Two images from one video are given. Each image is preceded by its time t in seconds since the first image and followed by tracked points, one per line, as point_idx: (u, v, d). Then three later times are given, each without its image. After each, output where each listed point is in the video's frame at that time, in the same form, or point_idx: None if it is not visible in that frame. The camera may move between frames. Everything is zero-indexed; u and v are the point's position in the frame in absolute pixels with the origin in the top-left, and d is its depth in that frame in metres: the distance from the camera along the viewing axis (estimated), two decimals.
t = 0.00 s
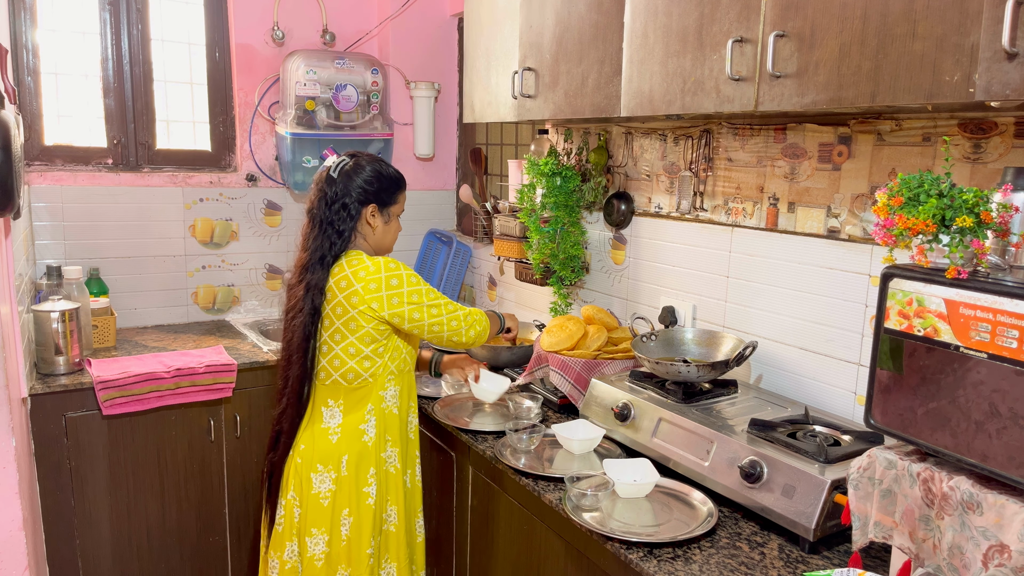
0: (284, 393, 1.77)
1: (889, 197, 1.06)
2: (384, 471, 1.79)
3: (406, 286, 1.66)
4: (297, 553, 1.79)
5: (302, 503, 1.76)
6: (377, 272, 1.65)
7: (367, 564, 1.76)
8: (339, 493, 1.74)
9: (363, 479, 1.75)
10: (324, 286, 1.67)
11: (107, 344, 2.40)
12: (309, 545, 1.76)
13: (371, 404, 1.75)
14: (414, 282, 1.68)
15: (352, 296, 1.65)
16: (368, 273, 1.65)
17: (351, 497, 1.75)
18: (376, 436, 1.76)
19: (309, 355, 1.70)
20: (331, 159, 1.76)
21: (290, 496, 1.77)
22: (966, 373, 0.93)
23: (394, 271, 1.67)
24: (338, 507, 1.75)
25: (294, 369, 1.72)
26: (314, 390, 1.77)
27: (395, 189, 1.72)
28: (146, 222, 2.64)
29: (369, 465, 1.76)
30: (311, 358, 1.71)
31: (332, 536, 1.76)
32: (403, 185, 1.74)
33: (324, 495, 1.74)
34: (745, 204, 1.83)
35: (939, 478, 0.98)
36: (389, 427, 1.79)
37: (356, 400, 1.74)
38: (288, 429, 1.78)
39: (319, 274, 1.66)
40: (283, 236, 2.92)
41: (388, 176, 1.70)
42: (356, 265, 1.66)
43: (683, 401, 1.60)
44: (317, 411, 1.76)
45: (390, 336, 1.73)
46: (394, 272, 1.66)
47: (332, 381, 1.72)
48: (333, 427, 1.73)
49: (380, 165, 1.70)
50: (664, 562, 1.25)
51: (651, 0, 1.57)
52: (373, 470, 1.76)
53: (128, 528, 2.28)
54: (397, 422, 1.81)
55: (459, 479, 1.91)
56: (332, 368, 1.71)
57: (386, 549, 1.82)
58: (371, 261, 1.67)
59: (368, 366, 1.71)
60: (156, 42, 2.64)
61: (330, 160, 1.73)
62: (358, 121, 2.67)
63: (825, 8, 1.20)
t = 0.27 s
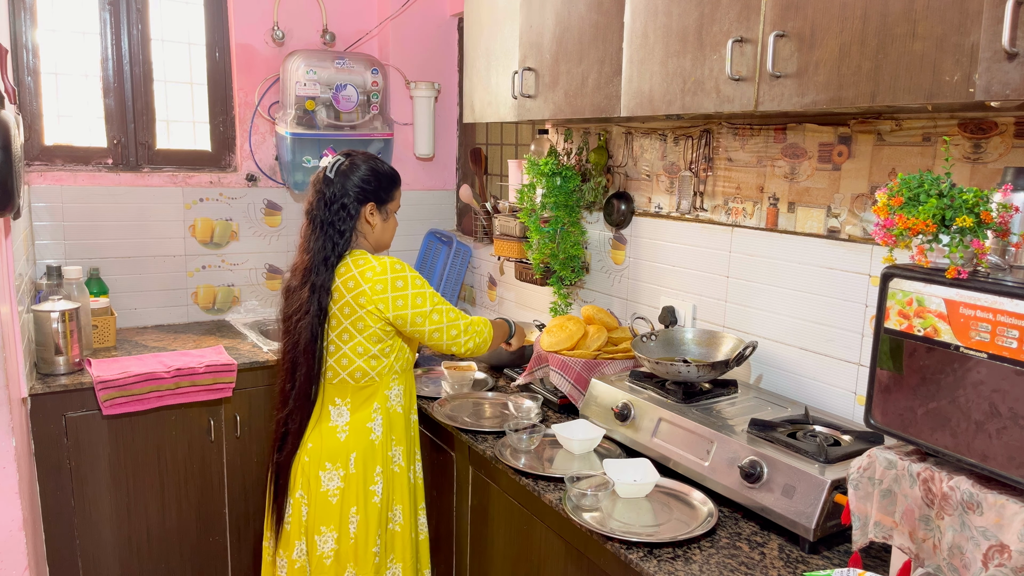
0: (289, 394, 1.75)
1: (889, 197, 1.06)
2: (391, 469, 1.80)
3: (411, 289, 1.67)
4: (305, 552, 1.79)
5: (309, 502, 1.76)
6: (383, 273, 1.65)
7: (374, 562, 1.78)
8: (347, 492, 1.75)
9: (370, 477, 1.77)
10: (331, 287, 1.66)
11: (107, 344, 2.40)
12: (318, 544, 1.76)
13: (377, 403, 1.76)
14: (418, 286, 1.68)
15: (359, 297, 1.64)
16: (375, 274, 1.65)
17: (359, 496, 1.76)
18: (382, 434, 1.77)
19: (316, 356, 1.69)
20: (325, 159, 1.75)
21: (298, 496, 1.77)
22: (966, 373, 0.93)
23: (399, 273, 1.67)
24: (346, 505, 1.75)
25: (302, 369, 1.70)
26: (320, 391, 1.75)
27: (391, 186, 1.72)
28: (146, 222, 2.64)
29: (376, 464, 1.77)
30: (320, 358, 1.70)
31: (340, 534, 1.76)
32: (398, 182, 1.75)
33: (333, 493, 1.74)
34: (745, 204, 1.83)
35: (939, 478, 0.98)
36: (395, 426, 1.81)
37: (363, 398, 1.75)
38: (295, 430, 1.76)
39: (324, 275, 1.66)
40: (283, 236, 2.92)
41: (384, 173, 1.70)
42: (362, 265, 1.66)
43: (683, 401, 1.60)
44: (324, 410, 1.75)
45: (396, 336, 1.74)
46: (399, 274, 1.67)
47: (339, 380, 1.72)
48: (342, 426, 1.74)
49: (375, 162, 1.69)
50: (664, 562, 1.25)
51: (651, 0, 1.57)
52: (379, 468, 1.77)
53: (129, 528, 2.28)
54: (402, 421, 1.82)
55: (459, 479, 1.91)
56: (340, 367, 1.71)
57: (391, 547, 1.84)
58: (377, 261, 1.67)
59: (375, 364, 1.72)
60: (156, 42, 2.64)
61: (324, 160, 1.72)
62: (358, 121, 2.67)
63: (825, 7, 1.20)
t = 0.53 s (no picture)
0: (287, 393, 1.76)
1: (889, 197, 1.06)
2: (389, 464, 1.80)
3: (398, 285, 1.65)
4: (307, 546, 1.80)
5: (308, 496, 1.76)
6: (370, 270, 1.64)
7: (375, 556, 1.78)
8: (345, 486, 1.74)
9: (368, 471, 1.76)
10: (320, 286, 1.66)
11: (108, 344, 2.40)
12: (318, 538, 1.76)
13: (372, 398, 1.75)
14: (405, 282, 1.67)
15: (347, 294, 1.65)
16: (362, 271, 1.64)
17: (357, 490, 1.75)
18: (379, 429, 1.77)
19: (310, 353, 1.70)
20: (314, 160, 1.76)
21: (297, 490, 1.78)
22: (967, 373, 0.93)
23: (386, 270, 1.66)
24: (345, 499, 1.75)
25: (298, 367, 1.71)
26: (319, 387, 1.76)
27: (380, 181, 1.71)
28: (146, 222, 2.64)
29: (373, 458, 1.76)
30: (313, 355, 1.70)
31: (340, 528, 1.76)
32: (387, 176, 1.74)
33: (331, 488, 1.74)
34: (745, 204, 1.83)
35: (939, 478, 0.98)
36: (391, 421, 1.80)
37: (358, 394, 1.74)
38: (293, 427, 1.77)
39: (314, 274, 1.65)
40: (283, 236, 2.92)
41: (371, 169, 1.69)
42: (350, 262, 1.66)
43: (682, 401, 1.60)
44: (320, 406, 1.76)
45: (389, 332, 1.74)
46: (386, 270, 1.66)
47: (334, 376, 1.73)
48: (337, 421, 1.74)
49: (362, 159, 1.69)
50: (664, 562, 1.25)
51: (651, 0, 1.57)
52: (377, 463, 1.77)
53: (129, 528, 2.28)
54: (398, 415, 1.82)
55: (458, 478, 1.91)
56: (334, 363, 1.72)
57: (392, 541, 1.83)
58: (365, 258, 1.66)
59: (369, 360, 1.72)
60: (156, 42, 2.64)
61: (312, 160, 1.73)
62: (358, 121, 2.67)
63: (825, 7, 1.20)
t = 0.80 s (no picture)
0: (283, 392, 1.77)
1: (889, 197, 1.06)
2: (384, 461, 1.78)
3: (386, 281, 1.65)
4: (303, 541, 1.80)
5: (304, 492, 1.77)
6: (359, 267, 1.65)
7: (370, 552, 1.76)
8: (340, 483, 1.74)
9: (363, 469, 1.75)
10: (312, 284, 1.68)
11: (107, 344, 2.40)
12: (313, 533, 1.77)
13: (367, 395, 1.75)
14: (395, 278, 1.66)
15: (337, 291, 1.65)
16: (352, 268, 1.65)
17: (351, 487, 1.74)
18: (374, 427, 1.76)
19: (304, 351, 1.71)
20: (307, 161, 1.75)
21: (293, 487, 1.79)
22: (967, 373, 0.93)
23: (375, 266, 1.66)
24: (339, 496, 1.75)
25: (293, 366, 1.72)
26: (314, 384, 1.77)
27: (374, 180, 1.71)
28: (146, 222, 2.64)
29: (368, 456, 1.75)
30: (307, 354, 1.72)
31: (335, 525, 1.76)
32: (381, 175, 1.74)
33: (326, 484, 1.74)
34: (745, 204, 1.83)
35: (939, 478, 0.98)
36: (387, 418, 1.79)
37: (353, 392, 1.74)
38: (290, 424, 1.77)
39: (307, 272, 1.67)
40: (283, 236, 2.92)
41: (365, 168, 1.69)
42: (340, 260, 1.66)
43: (682, 401, 1.60)
44: (316, 404, 1.77)
45: (382, 330, 1.73)
46: (375, 267, 1.65)
47: (328, 374, 1.73)
48: (332, 419, 1.74)
49: (357, 159, 1.69)
50: (664, 562, 1.25)
51: (651, 0, 1.57)
52: (372, 460, 1.75)
53: (128, 528, 2.28)
54: (394, 413, 1.81)
55: (458, 478, 1.91)
56: (328, 361, 1.72)
57: (389, 538, 1.82)
58: (355, 256, 1.67)
59: (362, 358, 1.71)
60: (156, 42, 2.64)
61: (306, 161, 1.72)
62: (358, 121, 2.67)
63: (825, 8, 1.20)
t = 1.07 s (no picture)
0: (284, 390, 1.77)
1: (889, 197, 1.06)
2: (384, 460, 1.79)
3: (385, 282, 1.64)
4: (302, 539, 1.80)
5: (304, 491, 1.76)
6: (359, 267, 1.64)
7: (366, 551, 1.76)
8: (340, 482, 1.74)
9: (362, 468, 1.75)
10: (314, 285, 1.68)
11: (107, 344, 2.40)
12: (313, 532, 1.76)
13: (368, 395, 1.75)
14: (394, 279, 1.65)
15: (338, 292, 1.65)
16: (352, 269, 1.65)
17: (351, 486, 1.74)
18: (374, 426, 1.76)
19: (305, 350, 1.71)
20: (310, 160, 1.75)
21: (293, 485, 1.78)
22: (967, 373, 0.93)
23: (375, 267, 1.65)
24: (339, 494, 1.75)
25: (294, 364, 1.73)
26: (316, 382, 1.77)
27: (377, 181, 1.71)
28: (146, 222, 2.63)
29: (369, 455, 1.76)
30: (309, 352, 1.72)
31: (334, 523, 1.76)
32: (384, 175, 1.74)
33: (326, 483, 1.74)
34: (745, 204, 1.83)
35: (939, 478, 0.98)
36: (388, 418, 1.79)
37: (354, 391, 1.74)
38: (290, 423, 1.78)
39: (309, 271, 1.67)
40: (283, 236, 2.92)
41: (368, 169, 1.69)
42: (340, 260, 1.66)
43: (682, 401, 1.60)
44: (317, 403, 1.77)
45: (383, 330, 1.72)
46: (374, 267, 1.65)
47: (329, 373, 1.73)
48: (333, 418, 1.74)
49: (359, 159, 1.68)
50: (664, 562, 1.25)
51: None
52: (372, 459, 1.76)
53: (128, 528, 2.28)
54: (395, 413, 1.81)
55: (459, 478, 1.91)
56: (329, 361, 1.72)
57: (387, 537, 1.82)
58: (355, 256, 1.66)
59: (363, 358, 1.71)
60: (156, 42, 2.64)
61: (308, 160, 1.72)
62: (358, 121, 2.67)
63: (825, 8, 1.20)
